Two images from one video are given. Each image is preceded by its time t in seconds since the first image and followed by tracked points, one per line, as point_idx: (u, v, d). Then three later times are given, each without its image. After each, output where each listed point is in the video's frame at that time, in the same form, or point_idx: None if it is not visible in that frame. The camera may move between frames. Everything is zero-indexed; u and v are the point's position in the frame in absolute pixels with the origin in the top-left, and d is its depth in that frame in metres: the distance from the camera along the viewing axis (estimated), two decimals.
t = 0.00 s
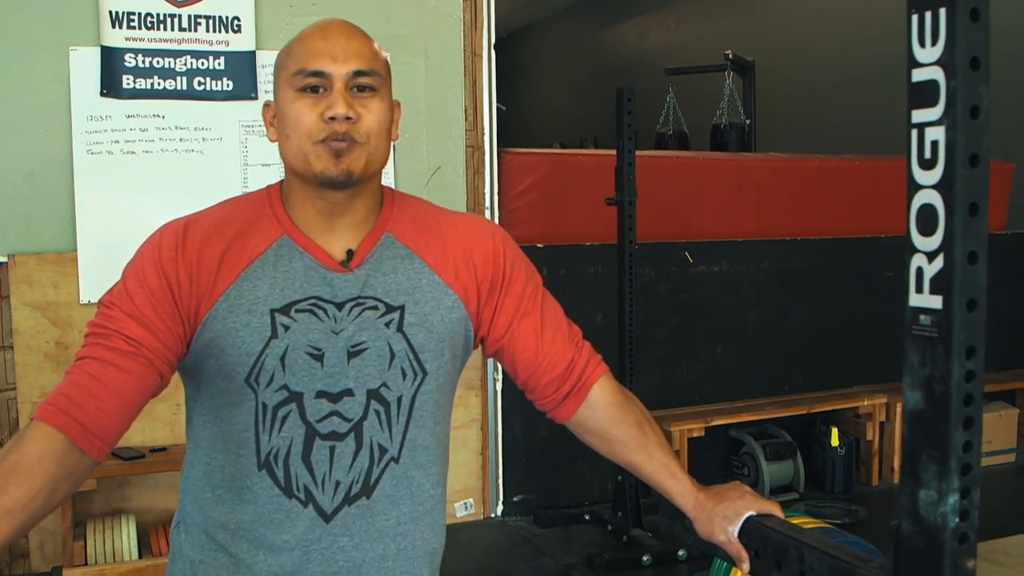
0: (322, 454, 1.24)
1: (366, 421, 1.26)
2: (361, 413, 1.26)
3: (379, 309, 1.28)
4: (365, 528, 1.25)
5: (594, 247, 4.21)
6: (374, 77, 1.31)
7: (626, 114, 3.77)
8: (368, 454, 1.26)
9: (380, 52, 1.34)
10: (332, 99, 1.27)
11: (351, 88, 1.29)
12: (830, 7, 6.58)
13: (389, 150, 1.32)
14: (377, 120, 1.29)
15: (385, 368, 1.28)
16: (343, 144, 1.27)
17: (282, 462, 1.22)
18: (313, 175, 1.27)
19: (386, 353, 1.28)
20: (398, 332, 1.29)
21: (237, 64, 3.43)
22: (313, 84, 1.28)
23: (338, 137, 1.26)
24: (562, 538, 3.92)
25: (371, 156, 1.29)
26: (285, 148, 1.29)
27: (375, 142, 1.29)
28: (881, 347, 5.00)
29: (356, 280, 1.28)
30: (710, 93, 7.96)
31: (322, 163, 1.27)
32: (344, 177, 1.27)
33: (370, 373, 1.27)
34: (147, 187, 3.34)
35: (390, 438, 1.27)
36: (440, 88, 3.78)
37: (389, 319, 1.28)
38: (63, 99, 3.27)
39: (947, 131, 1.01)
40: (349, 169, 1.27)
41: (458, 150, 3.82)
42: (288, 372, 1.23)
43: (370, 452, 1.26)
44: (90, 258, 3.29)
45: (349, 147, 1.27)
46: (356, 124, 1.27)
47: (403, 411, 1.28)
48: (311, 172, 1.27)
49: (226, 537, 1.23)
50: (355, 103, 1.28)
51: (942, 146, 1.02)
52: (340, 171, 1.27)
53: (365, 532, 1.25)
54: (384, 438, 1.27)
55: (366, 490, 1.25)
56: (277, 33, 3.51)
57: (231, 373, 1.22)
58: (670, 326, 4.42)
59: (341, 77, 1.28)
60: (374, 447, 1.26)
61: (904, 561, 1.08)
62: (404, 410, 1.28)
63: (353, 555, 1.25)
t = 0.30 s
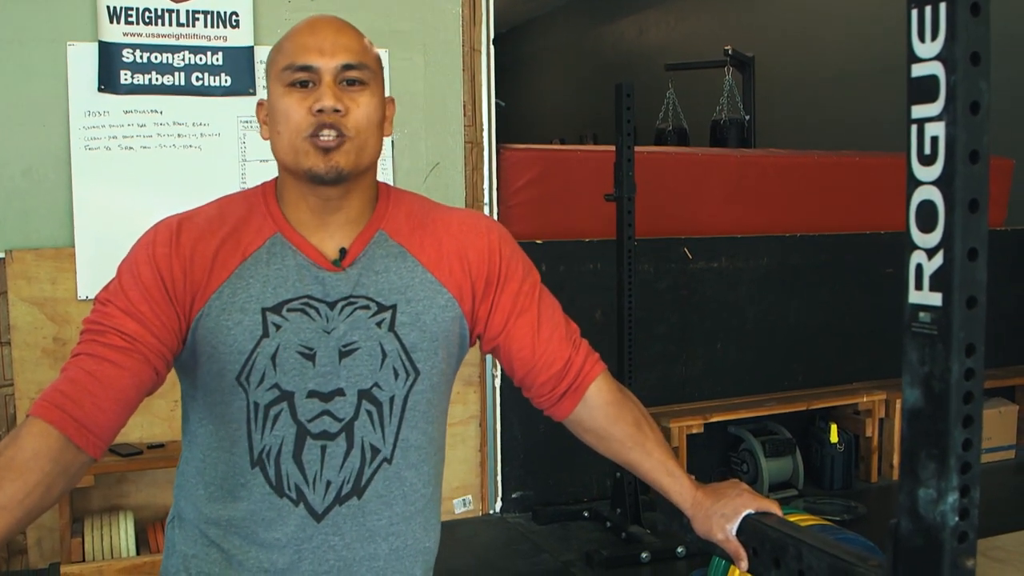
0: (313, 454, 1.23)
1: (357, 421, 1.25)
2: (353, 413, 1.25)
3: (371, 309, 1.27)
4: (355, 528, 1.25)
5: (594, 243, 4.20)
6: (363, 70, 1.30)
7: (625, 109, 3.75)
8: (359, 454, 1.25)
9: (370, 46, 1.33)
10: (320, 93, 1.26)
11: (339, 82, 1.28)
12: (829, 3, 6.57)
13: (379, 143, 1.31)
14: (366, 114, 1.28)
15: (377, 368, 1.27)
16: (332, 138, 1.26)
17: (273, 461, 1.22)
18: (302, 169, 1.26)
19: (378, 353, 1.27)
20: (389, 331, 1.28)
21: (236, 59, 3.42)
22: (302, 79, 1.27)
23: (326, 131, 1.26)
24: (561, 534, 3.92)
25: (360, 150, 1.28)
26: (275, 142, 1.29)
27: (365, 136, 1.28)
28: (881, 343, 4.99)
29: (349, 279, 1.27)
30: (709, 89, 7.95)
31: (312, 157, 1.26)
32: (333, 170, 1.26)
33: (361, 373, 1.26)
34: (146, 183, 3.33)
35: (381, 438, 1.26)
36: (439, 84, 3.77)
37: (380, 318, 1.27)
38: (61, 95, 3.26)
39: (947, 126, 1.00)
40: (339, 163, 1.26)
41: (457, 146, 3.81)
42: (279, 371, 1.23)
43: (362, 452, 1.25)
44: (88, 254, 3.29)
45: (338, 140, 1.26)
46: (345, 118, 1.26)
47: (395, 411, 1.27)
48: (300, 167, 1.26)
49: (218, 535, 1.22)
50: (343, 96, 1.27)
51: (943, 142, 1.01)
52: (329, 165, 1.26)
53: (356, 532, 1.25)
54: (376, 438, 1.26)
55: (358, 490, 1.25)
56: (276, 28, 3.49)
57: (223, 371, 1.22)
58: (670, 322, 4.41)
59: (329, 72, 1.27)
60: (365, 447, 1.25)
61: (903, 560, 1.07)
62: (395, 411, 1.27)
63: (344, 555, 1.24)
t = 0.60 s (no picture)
0: (314, 460, 1.23)
1: (360, 427, 1.24)
2: (355, 419, 1.24)
3: (372, 314, 1.27)
4: (358, 533, 1.24)
5: (595, 243, 4.19)
6: (361, 75, 1.29)
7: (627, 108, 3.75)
8: (362, 460, 1.24)
9: (368, 48, 1.32)
10: (318, 100, 1.26)
11: (337, 87, 1.27)
12: (831, 2, 6.56)
13: (379, 149, 1.30)
14: (364, 119, 1.27)
15: (379, 373, 1.26)
16: (330, 146, 1.25)
17: (273, 467, 1.21)
18: (300, 177, 1.25)
19: (380, 358, 1.26)
20: (391, 336, 1.27)
21: (237, 57, 3.41)
22: (299, 85, 1.27)
23: (324, 137, 1.25)
24: (561, 534, 3.92)
25: (360, 157, 1.27)
26: (273, 148, 1.28)
27: (363, 142, 1.27)
28: (882, 343, 4.98)
29: (350, 283, 1.27)
30: (711, 89, 7.93)
31: (309, 165, 1.25)
32: (333, 177, 1.25)
33: (363, 379, 1.25)
34: (147, 181, 3.33)
35: (385, 444, 1.26)
36: (440, 82, 3.76)
37: (382, 323, 1.27)
38: (62, 92, 3.25)
39: (950, 128, 1.00)
40: (338, 170, 1.25)
41: (458, 145, 3.80)
42: (280, 376, 1.22)
43: (365, 458, 1.25)
44: (89, 252, 3.28)
45: (336, 148, 1.25)
46: (343, 125, 1.25)
47: (398, 417, 1.27)
48: (298, 174, 1.25)
49: (218, 540, 1.22)
50: (342, 102, 1.26)
51: (945, 143, 1.00)
52: (327, 172, 1.25)
53: (358, 538, 1.24)
54: (379, 444, 1.25)
55: (360, 496, 1.24)
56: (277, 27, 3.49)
57: (222, 375, 1.21)
58: (671, 322, 4.40)
59: (326, 77, 1.27)
60: (368, 454, 1.25)
61: (904, 564, 1.06)
62: (398, 416, 1.27)
63: (346, 561, 1.24)
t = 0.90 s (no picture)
0: (317, 464, 1.22)
1: (363, 428, 1.24)
2: (358, 420, 1.24)
3: (375, 313, 1.26)
4: (361, 535, 1.24)
5: (596, 241, 4.19)
6: (365, 76, 1.28)
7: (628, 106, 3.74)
8: (365, 460, 1.24)
9: (372, 49, 1.31)
10: (321, 100, 1.25)
11: (340, 88, 1.27)
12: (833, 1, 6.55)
13: (383, 151, 1.30)
14: (368, 121, 1.27)
15: (382, 373, 1.26)
16: (333, 148, 1.25)
17: (275, 470, 1.21)
18: (302, 180, 1.25)
19: (383, 359, 1.26)
20: (394, 336, 1.27)
21: (238, 56, 3.41)
22: (302, 86, 1.26)
23: (326, 140, 1.24)
24: (562, 533, 3.91)
25: (363, 159, 1.26)
26: (275, 149, 1.27)
27: (367, 144, 1.27)
28: (884, 342, 4.97)
29: (353, 284, 1.26)
30: (713, 87, 7.92)
31: (311, 168, 1.24)
32: (335, 181, 1.24)
33: (366, 380, 1.25)
34: (148, 180, 3.33)
35: (388, 446, 1.25)
36: (441, 81, 3.76)
37: (385, 323, 1.26)
38: (63, 91, 3.25)
39: (952, 125, 0.99)
40: (340, 173, 1.25)
41: (459, 144, 3.80)
42: (282, 377, 1.22)
43: (368, 459, 1.24)
44: (90, 251, 3.28)
45: (339, 151, 1.25)
46: (346, 127, 1.25)
47: (401, 417, 1.27)
48: (299, 177, 1.25)
49: (220, 541, 1.22)
50: (345, 104, 1.26)
51: (948, 140, 1.00)
52: (329, 175, 1.24)
53: (361, 540, 1.24)
54: (382, 445, 1.25)
55: (363, 497, 1.24)
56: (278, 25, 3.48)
57: (225, 375, 1.21)
58: (672, 321, 4.40)
59: (329, 78, 1.26)
60: (371, 454, 1.25)
61: (906, 563, 1.06)
62: (402, 417, 1.27)
63: (349, 563, 1.24)
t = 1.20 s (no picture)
0: (320, 466, 1.23)
1: (367, 430, 1.24)
2: (362, 422, 1.24)
3: (378, 315, 1.26)
4: (363, 536, 1.24)
5: (596, 241, 4.19)
6: (370, 77, 1.28)
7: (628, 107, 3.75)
8: (368, 462, 1.24)
9: (377, 48, 1.31)
10: (325, 103, 1.25)
11: (345, 90, 1.26)
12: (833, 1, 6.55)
13: (389, 152, 1.30)
14: (373, 122, 1.27)
15: (385, 375, 1.26)
16: (338, 151, 1.25)
17: (278, 471, 1.21)
18: (307, 182, 1.25)
19: (386, 360, 1.26)
20: (397, 337, 1.27)
21: (239, 55, 3.41)
22: (306, 88, 1.26)
23: (332, 143, 1.25)
24: (561, 532, 3.92)
25: (369, 161, 1.26)
26: (281, 151, 1.28)
27: (372, 146, 1.27)
28: (883, 342, 4.98)
29: (357, 285, 1.26)
30: (713, 87, 7.93)
31: (317, 171, 1.24)
32: (340, 183, 1.24)
33: (369, 382, 1.25)
34: (148, 180, 3.33)
35: (392, 447, 1.26)
36: (441, 80, 3.76)
37: (388, 324, 1.26)
38: (63, 90, 3.25)
39: (953, 127, 1.00)
40: (346, 175, 1.25)
41: (459, 143, 3.81)
42: (286, 379, 1.22)
43: (371, 460, 1.25)
44: (91, 250, 3.28)
45: (344, 153, 1.25)
46: (351, 130, 1.25)
47: (404, 419, 1.27)
48: (305, 179, 1.25)
49: (223, 542, 1.22)
50: (349, 106, 1.26)
51: (948, 142, 1.00)
52: (335, 178, 1.24)
53: (364, 541, 1.24)
54: (385, 447, 1.25)
55: (366, 498, 1.24)
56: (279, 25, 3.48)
57: (229, 376, 1.21)
58: (672, 320, 4.40)
59: (334, 79, 1.26)
60: (375, 456, 1.25)
61: (905, 563, 1.07)
62: (405, 418, 1.27)
63: (351, 564, 1.24)
